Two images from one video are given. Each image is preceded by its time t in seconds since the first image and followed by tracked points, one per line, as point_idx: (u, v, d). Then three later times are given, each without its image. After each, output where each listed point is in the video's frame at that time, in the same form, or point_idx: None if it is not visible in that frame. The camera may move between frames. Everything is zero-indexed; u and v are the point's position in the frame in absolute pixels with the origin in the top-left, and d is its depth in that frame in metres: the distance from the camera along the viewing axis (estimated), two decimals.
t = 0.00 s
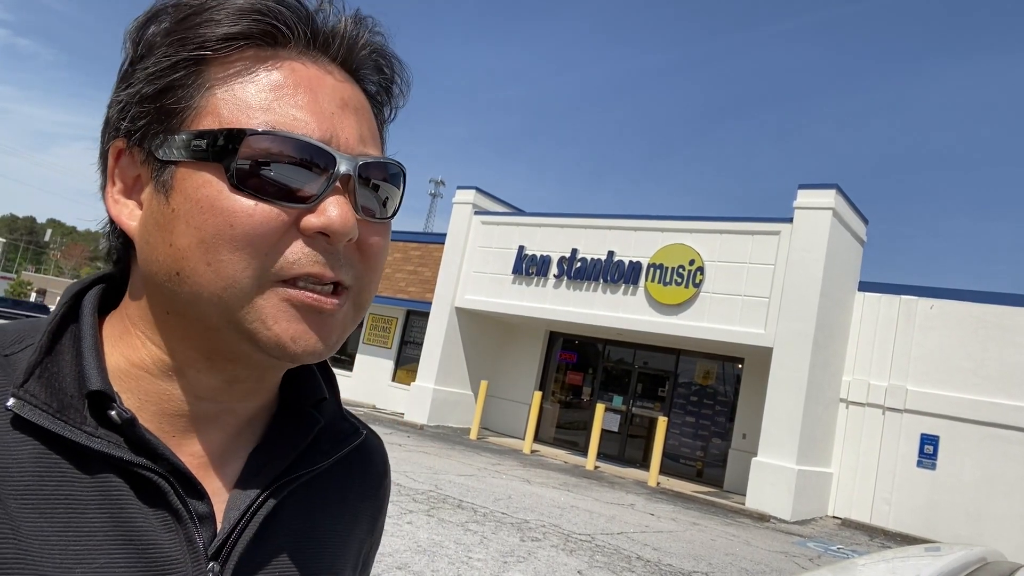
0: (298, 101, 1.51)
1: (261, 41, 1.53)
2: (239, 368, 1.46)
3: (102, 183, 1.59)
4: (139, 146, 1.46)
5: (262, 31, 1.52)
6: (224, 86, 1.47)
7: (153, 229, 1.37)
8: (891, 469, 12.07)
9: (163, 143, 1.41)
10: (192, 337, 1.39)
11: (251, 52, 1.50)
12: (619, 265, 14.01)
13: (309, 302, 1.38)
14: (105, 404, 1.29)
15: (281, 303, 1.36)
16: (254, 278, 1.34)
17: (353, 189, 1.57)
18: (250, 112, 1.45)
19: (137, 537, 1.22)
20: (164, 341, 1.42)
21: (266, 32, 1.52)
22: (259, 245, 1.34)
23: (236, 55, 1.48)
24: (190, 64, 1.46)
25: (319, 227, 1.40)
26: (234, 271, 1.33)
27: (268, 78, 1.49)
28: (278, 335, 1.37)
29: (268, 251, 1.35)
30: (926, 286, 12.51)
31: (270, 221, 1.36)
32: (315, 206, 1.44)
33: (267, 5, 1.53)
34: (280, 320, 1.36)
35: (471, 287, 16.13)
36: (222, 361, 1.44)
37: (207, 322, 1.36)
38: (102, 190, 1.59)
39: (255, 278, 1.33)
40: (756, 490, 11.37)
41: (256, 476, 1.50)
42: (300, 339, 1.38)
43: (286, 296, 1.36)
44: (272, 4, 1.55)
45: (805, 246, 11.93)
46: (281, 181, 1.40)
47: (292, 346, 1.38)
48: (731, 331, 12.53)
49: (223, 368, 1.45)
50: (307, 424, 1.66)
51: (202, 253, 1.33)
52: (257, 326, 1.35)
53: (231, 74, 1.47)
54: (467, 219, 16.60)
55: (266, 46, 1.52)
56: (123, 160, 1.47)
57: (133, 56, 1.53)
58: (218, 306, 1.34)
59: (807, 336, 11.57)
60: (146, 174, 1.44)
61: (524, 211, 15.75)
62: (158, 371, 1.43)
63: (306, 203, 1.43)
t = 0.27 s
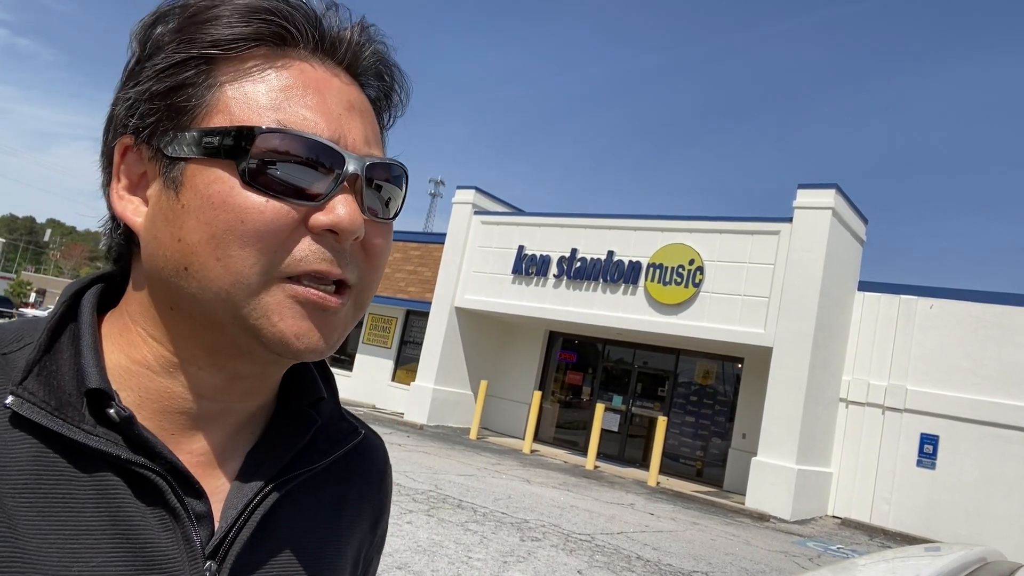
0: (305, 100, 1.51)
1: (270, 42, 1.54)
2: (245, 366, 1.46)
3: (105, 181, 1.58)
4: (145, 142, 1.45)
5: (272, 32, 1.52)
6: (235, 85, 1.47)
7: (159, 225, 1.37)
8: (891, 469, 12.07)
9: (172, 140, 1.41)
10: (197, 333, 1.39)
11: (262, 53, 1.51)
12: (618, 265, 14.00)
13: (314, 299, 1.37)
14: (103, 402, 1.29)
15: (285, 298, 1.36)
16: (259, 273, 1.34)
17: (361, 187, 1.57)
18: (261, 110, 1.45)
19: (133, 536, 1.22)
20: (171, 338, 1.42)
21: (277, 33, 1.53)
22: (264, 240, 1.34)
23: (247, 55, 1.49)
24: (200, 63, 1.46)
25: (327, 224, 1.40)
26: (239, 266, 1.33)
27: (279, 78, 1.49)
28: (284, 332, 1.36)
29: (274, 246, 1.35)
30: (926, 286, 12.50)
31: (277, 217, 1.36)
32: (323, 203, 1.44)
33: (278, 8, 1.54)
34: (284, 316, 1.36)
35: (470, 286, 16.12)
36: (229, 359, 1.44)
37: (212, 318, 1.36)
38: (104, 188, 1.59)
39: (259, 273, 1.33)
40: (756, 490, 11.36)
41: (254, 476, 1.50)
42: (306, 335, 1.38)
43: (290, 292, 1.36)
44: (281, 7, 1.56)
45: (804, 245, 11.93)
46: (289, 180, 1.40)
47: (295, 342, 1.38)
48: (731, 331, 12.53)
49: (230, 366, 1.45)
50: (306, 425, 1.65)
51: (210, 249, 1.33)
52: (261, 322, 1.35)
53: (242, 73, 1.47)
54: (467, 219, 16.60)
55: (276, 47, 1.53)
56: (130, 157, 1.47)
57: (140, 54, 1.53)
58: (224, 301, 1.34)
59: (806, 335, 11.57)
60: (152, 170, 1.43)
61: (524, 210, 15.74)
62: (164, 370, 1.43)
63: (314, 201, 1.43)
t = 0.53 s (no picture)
0: (292, 96, 1.51)
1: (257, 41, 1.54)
2: (240, 365, 1.45)
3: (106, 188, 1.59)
4: (138, 147, 1.45)
5: (258, 31, 1.52)
6: (221, 85, 1.47)
7: (153, 227, 1.37)
8: (892, 468, 12.08)
9: (163, 142, 1.41)
10: (193, 333, 1.39)
11: (247, 51, 1.50)
12: (618, 265, 14.00)
13: (307, 292, 1.37)
14: (113, 402, 1.30)
15: (279, 293, 1.35)
16: (253, 269, 1.33)
17: (350, 179, 1.56)
18: (247, 108, 1.45)
19: (135, 538, 1.22)
20: (167, 339, 1.42)
21: (262, 31, 1.53)
22: (258, 237, 1.34)
23: (232, 54, 1.49)
24: (188, 65, 1.47)
25: (317, 218, 1.40)
26: (233, 263, 1.33)
27: (264, 75, 1.49)
28: (277, 328, 1.36)
29: (271, 244, 1.35)
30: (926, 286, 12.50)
31: (268, 213, 1.36)
32: (312, 198, 1.44)
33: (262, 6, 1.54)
34: (279, 311, 1.35)
35: (470, 286, 16.12)
36: (223, 359, 1.43)
37: (207, 317, 1.36)
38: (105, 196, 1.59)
39: (254, 269, 1.33)
40: (756, 489, 11.36)
41: (255, 482, 1.50)
42: (299, 329, 1.37)
43: (285, 287, 1.36)
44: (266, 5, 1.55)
45: (804, 245, 11.93)
46: (279, 177, 1.40)
47: (291, 337, 1.37)
48: (730, 330, 12.53)
49: (226, 366, 1.45)
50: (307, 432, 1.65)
51: (203, 248, 1.33)
52: (255, 319, 1.35)
53: (228, 73, 1.47)
54: (467, 219, 16.60)
55: (262, 45, 1.53)
56: (126, 163, 1.47)
57: (132, 61, 1.53)
58: (219, 299, 1.34)
59: (806, 335, 11.57)
60: (147, 174, 1.44)
61: (524, 210, 15.74)
62: (161, 372, 1.43)
63: (304, 194, 1.43)
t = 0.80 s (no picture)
0: (304, 101, 1.51)
1: (270, 44, 1.54)
2: (249, 369, 1.45)
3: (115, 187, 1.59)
4: (149, 147, 1.46)
5: (272, 34, 1.52)
6: (233, 87, 1.47)
7: (163, 228, 1.37)
8: (891, 468, 12.08)
9: (174, 144, 1.41)
10: (201, 334, 1.39)
11: (261, 54, 1.51)
12: (618, 264, 14.00)
13: (315, 296, 1.37)
14: (116, 402, 1.30)
15: (287, 296, 1.36)
16: (260, 272, 1.34)
17: (361, 184, 1.56)
18: (259, 111, 1.46)
19: (135, 541, 1.22)
20: (176, 340, 1.42)
21: (276, 34, 1.53)
22: (267, 240, 1.34)
23: (246, 57, 1.49)
24: (200, 67, 1.47)
25: (327, 222, 1.40)
26: (242, 265, 1.33)
27: (277, 78, 1.49)
28: (285, 330, 1.36)
29: (277, 246, 1.35)
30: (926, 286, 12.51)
31: (278, 215, 1.36)
32: (323, 201, 1.43)
33: (276, 10, 1.54)
34: (286, 315, 1.36)
35: (470, 286, 16.12)
36: (232, 361, 1.44)
37: (216, 318, 1.36)
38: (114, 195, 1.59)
39: (262, 271, 1.34)
40: (756, 489, 11.36)
41: (256, 484, 1.49)
42: (308, 332, 1.38)
43: (291, 290, 1.36)
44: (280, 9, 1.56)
45: (804, 245, 11.93)
46: (289, 180, 1.40)
47: (297, 341, 1.37)
48: (730, 330, 12.53)
49: (235, 369, 1.45)
50: (309, 435, 1.65)
51: (212, 249, 1.33)
52: (264, 321, 1.35)
53: (241, 75, 1.48)
54: (467, 219, 16.60)
55: (276, 48, 1.53)
56: (136, 164, 1.47)
57: (145, 62, 1.53)
58: (227, 300, 1.34)
59: (806, 335, 11.57)
60: (158, 175, 1.44)
61: (524, 210, 15.74)
62: (169, 373, 1.43)
63: (315, 198, 1.43)
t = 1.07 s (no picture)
0: (306, 103, 1.51)
1: (272, 46, 1.54)
2: (251, 371, 1.46)
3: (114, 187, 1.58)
4: (149, 147, 1.46)
5: (274, 36, 1.52)
6: (236, 89, 1.47)
7: (164, 229, 1.37)
8: (891, 468, 12.08)
9: (176, 146, 1.41)
10: (203, 336, 1.40)
11: (263, 56, 1.51)
12: (618, 264, 14.00)
13: (317, 299, 1.37)
14: (117, 403, 1.30)
15: (289, 298, 1.36)
16: (262, 274, 1.34)
17: (362, 188, 1.56)
18: (262, 114, 1.46)
19: (137, 542, 1.22)
20: (177, 342, 1.42)
21: (278, 37, 1.53)
22: (269, 242, 1.35)
23: (249, 59, 1.49)
24: (202, 69, 1.47)
25: (330, 226, 1.40)
26: (244, 267, 1.33)
27: (279, 81, 1.49)
28: (287, 332, 1.37)
29: (279, 248, 1.35)
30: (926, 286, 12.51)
31: (281, 218, 1.36)
32: (325, 205, 1.44)
33: (279, 13, 1.55)
34: (289, 317, 1.36)
35: (470, 286, 16.12)
36: (234, 363, 1.44)
37: (218, 320, 1.36)
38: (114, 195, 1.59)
39: (264, 273, 1.34)
40: (757, 489, 11.36)
41: (258, 484, 1.49)
42: (309, 334, 1.38)
43: (294, 293, 1.36)
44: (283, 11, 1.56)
45: (804, 245, 11.93)
46: (290, 182, 1.40)
47: (300, 342, 1.38)
48: (731, 330, 12.53)
49: (236, 371, 1.45)
50: (311, 434, 1.65)
51: (214, 251, 1.33)
52: (266, 323, 1.35)
53: (243, 77, 1.48)
54: (467, 219, 16.60)
55: (278, 51, 1.53)
56: (137, 164, 1.47)
57: (146, 62, 1.53)
58: (229, 302, 1.34)
59: (806, 335, 11.57)
60: (159, 176, 1.44)
61: (524, 210, 15.74)
62: (170, 374, 1.43)
63: (317, 202, 1.43)
